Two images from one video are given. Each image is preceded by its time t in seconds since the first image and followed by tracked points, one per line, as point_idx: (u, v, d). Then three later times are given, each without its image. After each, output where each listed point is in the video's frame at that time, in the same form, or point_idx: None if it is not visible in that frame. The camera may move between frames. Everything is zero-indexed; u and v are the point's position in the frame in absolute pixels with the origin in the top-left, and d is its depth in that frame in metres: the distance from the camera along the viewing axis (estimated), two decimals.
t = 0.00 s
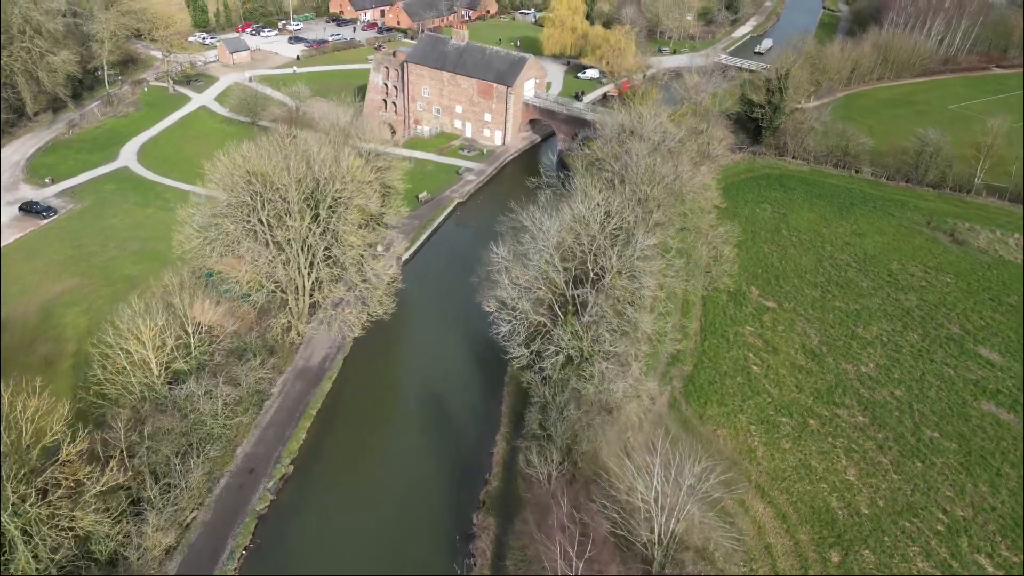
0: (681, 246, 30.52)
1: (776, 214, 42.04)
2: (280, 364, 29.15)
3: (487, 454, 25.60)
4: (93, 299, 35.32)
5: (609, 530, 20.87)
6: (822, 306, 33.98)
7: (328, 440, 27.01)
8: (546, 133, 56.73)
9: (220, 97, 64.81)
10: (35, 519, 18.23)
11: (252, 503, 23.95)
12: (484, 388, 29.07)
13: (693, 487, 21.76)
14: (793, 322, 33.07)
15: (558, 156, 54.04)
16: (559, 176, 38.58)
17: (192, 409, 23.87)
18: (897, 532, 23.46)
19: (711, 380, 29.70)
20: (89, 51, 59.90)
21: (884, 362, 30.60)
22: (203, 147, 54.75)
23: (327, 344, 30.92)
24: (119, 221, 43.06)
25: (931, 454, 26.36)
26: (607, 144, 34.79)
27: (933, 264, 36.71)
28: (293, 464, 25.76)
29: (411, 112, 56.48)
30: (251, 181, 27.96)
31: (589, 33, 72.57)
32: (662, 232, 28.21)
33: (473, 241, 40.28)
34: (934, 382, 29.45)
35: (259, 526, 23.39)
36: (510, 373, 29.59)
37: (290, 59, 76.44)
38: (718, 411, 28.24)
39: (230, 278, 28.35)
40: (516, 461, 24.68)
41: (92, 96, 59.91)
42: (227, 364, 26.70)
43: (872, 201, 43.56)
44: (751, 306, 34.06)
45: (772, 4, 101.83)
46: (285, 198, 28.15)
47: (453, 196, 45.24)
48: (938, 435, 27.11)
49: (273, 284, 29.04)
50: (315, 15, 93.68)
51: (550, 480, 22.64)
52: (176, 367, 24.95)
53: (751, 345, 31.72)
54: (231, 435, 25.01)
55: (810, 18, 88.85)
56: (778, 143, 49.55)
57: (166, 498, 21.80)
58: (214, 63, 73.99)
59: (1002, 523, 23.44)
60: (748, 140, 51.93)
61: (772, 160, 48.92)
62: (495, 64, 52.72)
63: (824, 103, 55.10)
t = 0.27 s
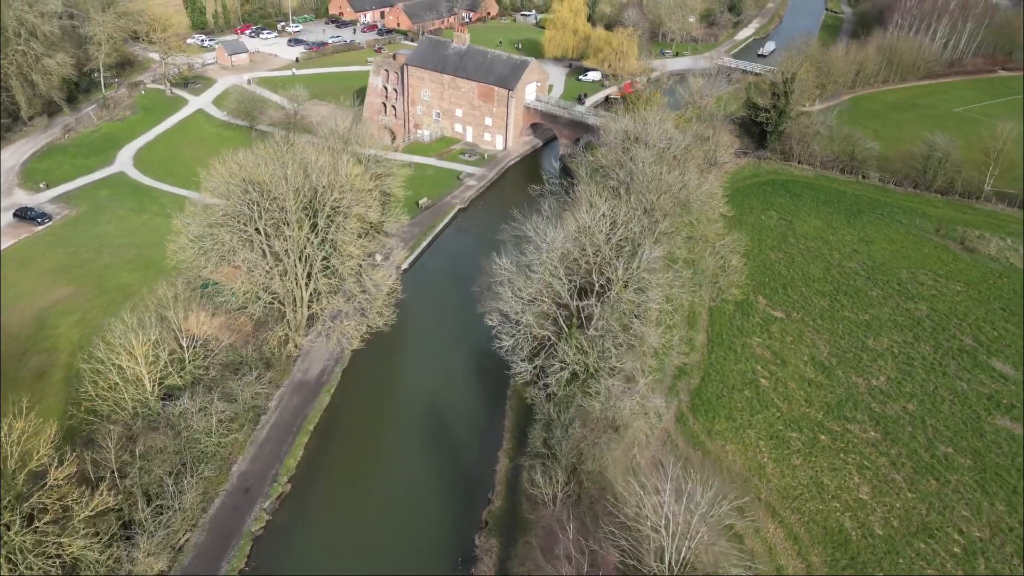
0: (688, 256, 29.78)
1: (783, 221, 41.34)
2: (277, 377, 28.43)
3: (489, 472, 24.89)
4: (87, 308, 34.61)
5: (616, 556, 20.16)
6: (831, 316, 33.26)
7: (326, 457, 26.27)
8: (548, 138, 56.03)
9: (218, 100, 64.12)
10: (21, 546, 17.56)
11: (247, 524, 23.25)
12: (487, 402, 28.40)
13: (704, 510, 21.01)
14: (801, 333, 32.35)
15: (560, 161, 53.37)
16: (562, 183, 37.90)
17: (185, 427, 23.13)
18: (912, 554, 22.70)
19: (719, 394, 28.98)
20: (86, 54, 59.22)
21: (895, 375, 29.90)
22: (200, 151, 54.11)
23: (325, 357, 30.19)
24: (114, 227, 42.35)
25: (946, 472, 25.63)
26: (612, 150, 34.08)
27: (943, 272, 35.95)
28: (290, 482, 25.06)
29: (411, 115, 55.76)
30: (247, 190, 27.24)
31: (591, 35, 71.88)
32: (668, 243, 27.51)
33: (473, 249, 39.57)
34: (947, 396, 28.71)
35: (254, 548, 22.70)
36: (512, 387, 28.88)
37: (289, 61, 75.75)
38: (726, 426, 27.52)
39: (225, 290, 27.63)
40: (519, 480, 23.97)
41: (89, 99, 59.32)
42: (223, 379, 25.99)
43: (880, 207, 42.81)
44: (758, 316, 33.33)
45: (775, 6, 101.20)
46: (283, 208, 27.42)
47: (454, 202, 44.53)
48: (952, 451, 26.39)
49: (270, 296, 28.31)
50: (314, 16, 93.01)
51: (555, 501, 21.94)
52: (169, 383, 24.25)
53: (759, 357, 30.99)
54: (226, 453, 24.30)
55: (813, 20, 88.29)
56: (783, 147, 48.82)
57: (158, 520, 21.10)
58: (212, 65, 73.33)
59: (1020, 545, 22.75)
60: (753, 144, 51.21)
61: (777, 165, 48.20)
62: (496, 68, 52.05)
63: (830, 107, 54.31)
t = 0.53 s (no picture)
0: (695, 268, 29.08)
1: (789, 229, 40.63)
2: (274, 392, 27.70)
3: (492, 492, 24.13)
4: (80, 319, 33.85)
5: None
6: (841, 327, 32.53)
7: (325, 475, 25.54)
8: (550, 142, 55.33)
9: (216, 104, 63.38)
10: None
11: (242, 546, 22.52)
12: (489, 416, 27.63)
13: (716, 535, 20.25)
14: (811, 345, 31.61)
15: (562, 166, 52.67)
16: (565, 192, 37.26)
17: (179, 446, 22.38)
18: None
19: (728, 409, 28.24)
20: (82, 57, 58.47)
21: (908, 389, 29.18)
22: (197, 156, 53.39)
23: (323, 370, 29.47)
24: (109, 235, 41.58)
25: (962, 490, 24.86)
26: (616, 158, 33.36)
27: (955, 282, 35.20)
28: (287, 502, 24.32)
29: (411, 119, 55.01)
30: (244, 199, 26.49)
31: (593, 38, 71.21)
32: (675, 255, 26.78)
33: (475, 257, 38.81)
34: (961, 410, 27.94)
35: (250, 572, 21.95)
36: (515, 401, 28.12)
37: (288, 64, 75.03)
38: (735, 443, 26.78)
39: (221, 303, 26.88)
40: (523, 501, 23.24)
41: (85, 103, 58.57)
42: (218, 395, 25.24)
43: (888, 215, 42.06)
44: (767, 327, 32.59)
45: (777, 8, 100.58)
46: (280, 219, 26.68)
47: (455, 209, 43.83)
48: (967, 468, 25.62)
49: (267, 308, 27.56)
50: (313, 18, 92.27)
51: (560, 524, 21.21)
52: (162, 400, 23.49)
53: (768, 370, 30.26)
54: (221, 472, 23.56)
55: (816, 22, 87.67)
56: (789, 153, 48.11)
57: (150, 545, 20.39)
58: (210, 68, 72.59)
59: None
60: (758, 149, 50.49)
61: (783, 171, 47.48)
62: (498, 72, 51.33)
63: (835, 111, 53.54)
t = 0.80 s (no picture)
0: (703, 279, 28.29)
1: (797, 236, 39.86)
2: (270, 407, 26.92)
3: (495, 513, 23.35)
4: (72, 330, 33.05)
5: None
6: (851, 338, 31.80)
7: (323, 494, 24.76)
8: (552, 146, 54.58)
9: (213, 107, 62.61)
10: None
11: (237, 571, 21.74)
12: (492, 431, 26.89)
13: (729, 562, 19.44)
14: (820, 356, 30.94)
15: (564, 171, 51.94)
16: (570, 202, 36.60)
17: (171, 467, 21.57)
18: None
19: (737, 424, 27.48)
20: (78, 60, 57.64)
21: (921, 403, 28.48)
22: (194, 161, 52.63)
23: (321, 384, 28.70)
24: (104, 242, 40.75)
25: (979, 509, 24.12)
26: (622, 165, 32.58)
27: (966, 291, 34.47)
28: (284, 522, 23.55)
29: (412, 124, 54.28)
30: (239, 209, 25.74)
31: (595, 40, 70.47)
32: (684, 266, 26.02)
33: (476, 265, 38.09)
34: (976, 425, 27.26)
35: None
36: (518, 417, 27.36)
37: (286, 67, 74.26)
38: (745, 460, 25.98)
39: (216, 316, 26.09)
40: (528, 523, 22.47)
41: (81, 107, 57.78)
42: (213, 412, 24.44)
43: (897, 222, 41.24)
44: (775, 339, 31.84)
45: (779, 9, 99.88)
46: (277, 229, 25.88)
47: (456, 215, 43.08)
48: (984, 487, 24.90)
49: (264, 322, 26.76)
50: (312, 20, 91.49)
51: (566, 549, 20.43)
52: (155, 418, 22.70)
53: (777, 383, 29.50)
54: (215, 493, 22.78)
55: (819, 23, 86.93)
56: (795, 158, 47.34)
57: (140, 572, 19.60)
58: (208, 70, 71.80)
59: None
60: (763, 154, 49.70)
61: (789, 176, 46.72)
62: (499, 75, 50.60)
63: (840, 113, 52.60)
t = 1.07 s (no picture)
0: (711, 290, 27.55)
1: (804, 243, 39.10)
2: (266, 423, 26.18)
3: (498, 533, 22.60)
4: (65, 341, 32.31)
5: None
6: (862, 350, 31.00)
7: (320, 514, 24.00)
8: (554, 150, 53.86)
9: (211, 110, 61.90)
10: None
11: None
12: (494, 446, 26.11)
13: None
14: (830, 368, 30.15)
15: (567, 176, 51.18)
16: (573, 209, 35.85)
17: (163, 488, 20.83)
18: None
19: (746, 439, 26.72)
20: (73, 62, 56.90)
21: (936, 417, 27.72)
22: (191, 165, 51.95)
23: (319, 398, 27.97)
24: (98, 249, 39.98)
25: (998, 530, 23.38)
26: (626, 172, 31.84)
27: (978, 301, 33.69)
28: (279, 544, 22.81)
29: (412, 127, 53.52)
30: (234, 219, 25.03)
31: (597, 42, 69.76)
32: (692, 278, 25.27)
33: (477, 273, 37.36)
34: (992, 441, 26.55)
35: None
36: (521, 433, 26.56)
37: (285, 68, 73.53)
38: (755, 477, 25.21)
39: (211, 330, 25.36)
40: (532, 545, 21.73)
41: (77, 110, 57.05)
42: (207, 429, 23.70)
43: (906, 228, 40.40)
44: (784, 350, 31.05)
45: (783, 10, 99.14)
46: (273, 239, 25.16)
47: (457, 221, 42.37)
48: (1001, 506, 24.19)
49: (260, 334, 26.02)
50: (312, 21, 90.77)
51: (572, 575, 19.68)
52: (147, 437, 21.96)
53: (786, 396, 28.74)
54: (209, 514, 22.03)
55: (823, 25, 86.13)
56: (801, 162, 46.62)
57: None
58: (206, 72, 71.06)
59: None
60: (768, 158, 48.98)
61: (795, 181, 45.98)
62: (500, 79, 49.85)
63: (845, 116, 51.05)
